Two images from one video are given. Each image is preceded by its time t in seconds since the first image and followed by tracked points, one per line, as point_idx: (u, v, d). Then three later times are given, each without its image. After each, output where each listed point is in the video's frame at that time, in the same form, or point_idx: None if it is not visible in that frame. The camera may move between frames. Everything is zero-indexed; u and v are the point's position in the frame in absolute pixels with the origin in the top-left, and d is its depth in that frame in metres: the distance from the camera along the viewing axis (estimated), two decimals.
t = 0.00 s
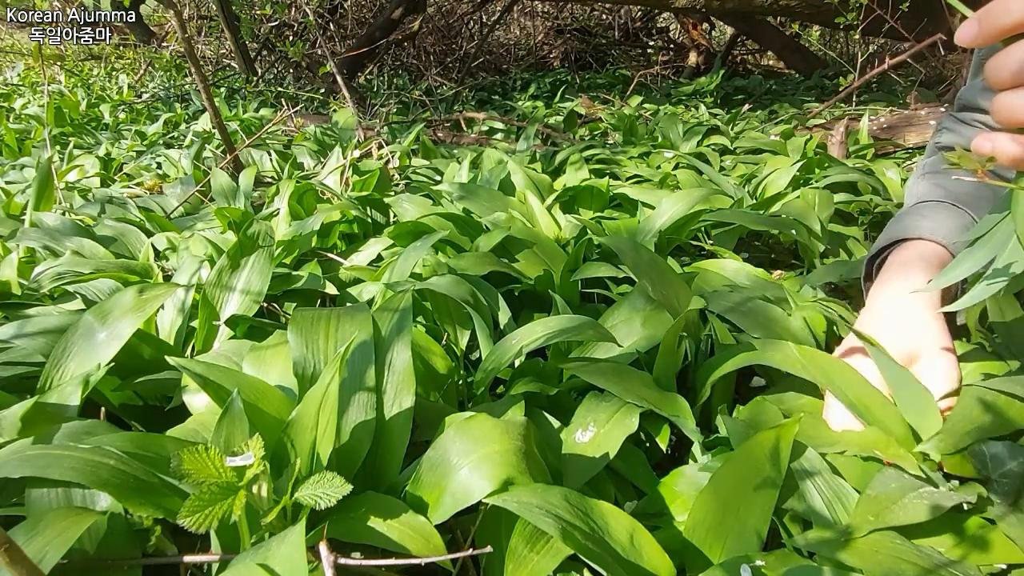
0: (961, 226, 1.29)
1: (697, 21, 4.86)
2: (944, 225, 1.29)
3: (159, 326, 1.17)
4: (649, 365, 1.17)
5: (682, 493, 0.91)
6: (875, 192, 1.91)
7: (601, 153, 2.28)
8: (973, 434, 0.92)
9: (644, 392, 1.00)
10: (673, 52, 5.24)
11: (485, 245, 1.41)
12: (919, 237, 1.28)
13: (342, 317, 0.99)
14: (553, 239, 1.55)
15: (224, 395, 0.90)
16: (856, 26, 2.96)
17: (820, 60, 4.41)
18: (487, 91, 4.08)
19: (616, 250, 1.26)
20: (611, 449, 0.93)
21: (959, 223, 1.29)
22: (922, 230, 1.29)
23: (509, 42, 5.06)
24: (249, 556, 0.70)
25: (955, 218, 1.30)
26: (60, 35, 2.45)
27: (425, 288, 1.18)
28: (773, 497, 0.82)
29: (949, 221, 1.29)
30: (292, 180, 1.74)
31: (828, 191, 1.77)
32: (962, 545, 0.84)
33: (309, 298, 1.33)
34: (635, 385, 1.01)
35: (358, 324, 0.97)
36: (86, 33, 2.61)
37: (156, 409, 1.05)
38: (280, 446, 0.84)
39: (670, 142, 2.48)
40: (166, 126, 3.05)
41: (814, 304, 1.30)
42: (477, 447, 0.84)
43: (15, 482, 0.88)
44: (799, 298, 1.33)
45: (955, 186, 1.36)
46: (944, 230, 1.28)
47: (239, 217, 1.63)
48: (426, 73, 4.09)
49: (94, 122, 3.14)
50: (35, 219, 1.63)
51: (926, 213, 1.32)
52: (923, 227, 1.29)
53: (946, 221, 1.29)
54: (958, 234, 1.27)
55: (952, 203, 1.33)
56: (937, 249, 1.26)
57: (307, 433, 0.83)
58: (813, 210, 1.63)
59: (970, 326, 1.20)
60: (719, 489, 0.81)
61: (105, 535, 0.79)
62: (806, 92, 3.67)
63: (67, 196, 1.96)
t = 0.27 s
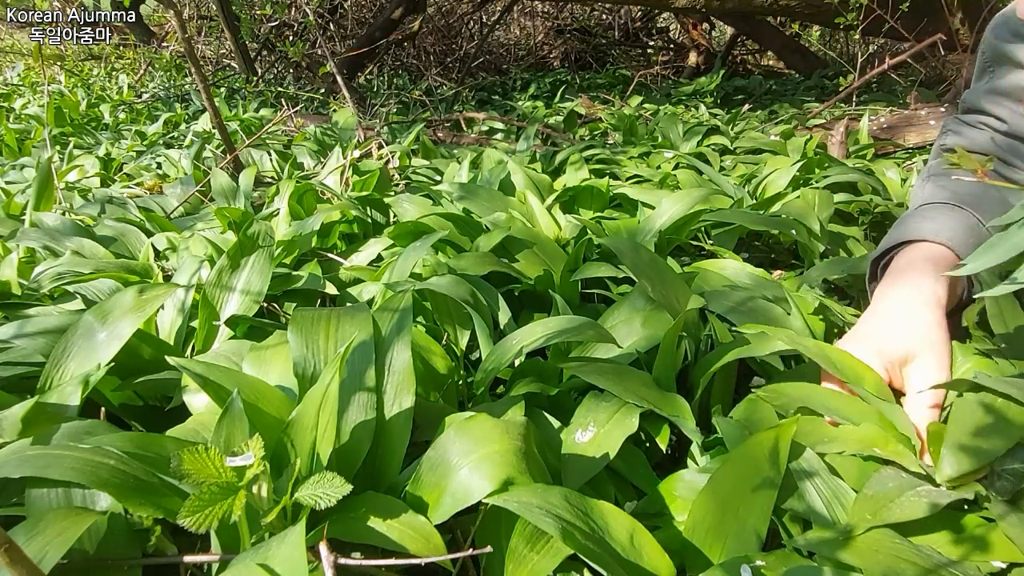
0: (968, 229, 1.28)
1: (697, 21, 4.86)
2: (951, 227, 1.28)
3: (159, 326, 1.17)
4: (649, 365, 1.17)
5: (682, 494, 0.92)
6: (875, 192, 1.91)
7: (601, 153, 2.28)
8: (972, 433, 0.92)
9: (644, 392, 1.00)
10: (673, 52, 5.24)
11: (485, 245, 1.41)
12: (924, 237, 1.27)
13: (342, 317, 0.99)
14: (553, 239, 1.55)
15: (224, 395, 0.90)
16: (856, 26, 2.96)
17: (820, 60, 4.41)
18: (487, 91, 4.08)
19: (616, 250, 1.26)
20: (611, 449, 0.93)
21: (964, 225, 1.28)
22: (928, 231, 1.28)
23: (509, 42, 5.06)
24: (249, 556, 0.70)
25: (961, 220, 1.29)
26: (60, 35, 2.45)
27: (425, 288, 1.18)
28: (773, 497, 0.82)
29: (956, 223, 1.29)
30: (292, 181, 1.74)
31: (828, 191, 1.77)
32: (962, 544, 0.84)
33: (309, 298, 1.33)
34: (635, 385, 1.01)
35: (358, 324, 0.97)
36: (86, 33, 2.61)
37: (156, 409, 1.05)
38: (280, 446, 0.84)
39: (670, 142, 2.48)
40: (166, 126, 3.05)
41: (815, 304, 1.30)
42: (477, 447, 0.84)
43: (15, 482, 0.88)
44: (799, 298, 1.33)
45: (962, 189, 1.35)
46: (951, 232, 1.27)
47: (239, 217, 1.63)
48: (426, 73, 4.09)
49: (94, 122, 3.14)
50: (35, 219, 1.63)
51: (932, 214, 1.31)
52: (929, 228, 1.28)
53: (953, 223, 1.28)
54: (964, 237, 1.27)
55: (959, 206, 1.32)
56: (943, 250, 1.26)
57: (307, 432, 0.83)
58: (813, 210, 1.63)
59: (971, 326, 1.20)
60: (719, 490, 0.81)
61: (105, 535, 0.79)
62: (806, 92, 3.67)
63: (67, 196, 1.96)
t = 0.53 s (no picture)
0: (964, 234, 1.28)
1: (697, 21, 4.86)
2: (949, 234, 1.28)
3: (159, 326, 1.17)
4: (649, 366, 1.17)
5: (682, 494, 0.91)
6: (875, 192, 1.91)
7: (601, 153, 2.28)
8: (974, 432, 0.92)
9: (644, 392, 1.00)
10: (673, 52, 5.24)
11: (485, 245, 1.41)
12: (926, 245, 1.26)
13: (342, 317, 0.99)
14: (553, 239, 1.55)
15: (224, 395, 0.90)
16: (856, 26, 2.96)
17: (820, 60, 4.41)
18: (487, 91, 4.08)
19: (616, 250, 1.26)
20: (611, 449, 0.93)
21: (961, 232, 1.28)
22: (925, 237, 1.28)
23: (509, 42, 5.06)
24: (249, 556, 0.70)
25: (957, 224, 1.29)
26: (60, 35, 2.45)
27: (425, 288, 1.18)
28: (774, 496, 0.82)
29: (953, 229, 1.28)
30: (292, 181, 1.74)
31: (827, 192, 1.77)
32: (963, 544, 0.84)
33: (309, 298, 1.33)
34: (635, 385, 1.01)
35: (358, 324, 0.97)
36: (86, 33, 2.61)
37: (156, 409, 1.05)
38: (280, 446, 0.84)
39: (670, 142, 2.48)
40: (166, 126, 3.05)
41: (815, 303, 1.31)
42: (477, 447, 0.84)
43: (15, 482, 0.88)
44: (799, 298, 1.33)
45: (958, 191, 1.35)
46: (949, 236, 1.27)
47: (239, 217, 1.63)
48: (426, 73, 4.09)
49: (94, 122, 3.14)
50: (35, 219, 1.63)
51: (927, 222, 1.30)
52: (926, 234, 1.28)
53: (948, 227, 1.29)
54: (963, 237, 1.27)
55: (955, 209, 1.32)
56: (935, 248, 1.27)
57: (307, 432, 0.83)
58: (813, 210, 1.63)
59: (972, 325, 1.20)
60: (718, 491, 0.81)
61: (105, 535, 0.79)
62: (806, 92, 3.67)
63: (68, 196, 1.96)
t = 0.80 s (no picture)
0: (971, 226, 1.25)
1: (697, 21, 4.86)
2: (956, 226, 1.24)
3: (159, 326, 1.17)
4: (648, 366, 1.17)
5: (682, 492, 0.91)
6: (875, 192, 1.91)
7: (601, 153, 2.28)
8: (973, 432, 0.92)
9: (643, 392, 1.00)
10: (673, 52, 5.25)
11: (485, 245, 1.41)
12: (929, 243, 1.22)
13: (342, 317, 0.99)
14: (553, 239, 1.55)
15: (224, 395, 0.90)
16: (856, 26, 2.96)
17: (820, 60, 4.41)
18: (487, 91, 4.08)
19: (616, 250, 1.26)
20: (611, 449, 0.93)
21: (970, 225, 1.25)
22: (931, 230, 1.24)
23: (509, 42, 5.06)
24: (249, 556, 0.70)
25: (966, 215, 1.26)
26: (60, 35, 2.45)
27: (425, 288, 1.18)
28: (773, 497, 0.82)
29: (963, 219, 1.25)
30: (292, 181, 1.74)
31: (827, 191, 1.77)
32: (962, 545, 0.84)
33: (309, 298, 1.33)
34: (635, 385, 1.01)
35: (358, 324, 0.97)
36: (86, 33, 2.61)
37: (156, 409, 1.05)
38: (280, 446, 0.84)
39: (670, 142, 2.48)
40: (166, 126, 3.05)
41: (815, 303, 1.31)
42: (477, 447, 0.84)
43: (15, 483, 0.88)
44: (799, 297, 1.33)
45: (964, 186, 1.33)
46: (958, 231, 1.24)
47: (239, 217, 1.63)
48: (426, 73, 4.10)
49: (94, 122, 3.14)
50: (35, 219, 1.63)
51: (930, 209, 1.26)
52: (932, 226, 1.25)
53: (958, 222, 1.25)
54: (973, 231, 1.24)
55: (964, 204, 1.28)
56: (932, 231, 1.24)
57: (307, 432, 0.83)
58: (813, 210, 1.63)
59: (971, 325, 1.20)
60: (718, 492, 0.81)
61: (105, 535, 0.79)
62: (806, 92, 3.67)
63: (68, 196, 1.96)
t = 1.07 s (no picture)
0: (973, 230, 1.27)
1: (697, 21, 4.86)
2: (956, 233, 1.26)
3: (159, 326, 1.17)
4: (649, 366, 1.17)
5: (681, 492, 0.91)
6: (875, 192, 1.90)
7: (601, 153, 2.28)
8: (973, 432, 0.93)
9: (643, 392, 1.00)
10: (673, 52, 5.25)
11: (485, 245, 1.41)
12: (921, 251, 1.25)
13: (341, 317, 0.99)
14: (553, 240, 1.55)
15: (224, 395, 0.90)
16: (856, 26, 2.96)
17: (820, 60, 4.41)
18: (487, 91, 4.08)
19: (616, 250, 1.26)
20: (611, 449, 0.94)
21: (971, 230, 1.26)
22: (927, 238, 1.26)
23: (509, 42, 5.06)
24: (249, 556, 0.70)
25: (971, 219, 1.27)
26: (60, 35, 2.45)
27: (425, 288, 1.18)
28: (773, 496, 0.82)
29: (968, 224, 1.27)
30: (292, 181, 1.74)
31: (827, 191, 1.77)
32: (961, 545, 0.84)
33: (309, 299, 1.33)
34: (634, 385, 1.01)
35: (358, 324, 0.97)
36: (86, 33, 2.61)
37: (156, 409, 1.05)
38: (280, 446, 0.84)
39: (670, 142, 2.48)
40: (166, 126, 3.05)
41: (815, 303, 1.31)
42: (477, 447, 0.84)
43: (15, 483, 0.88)
44: (799, 297, 1.33)
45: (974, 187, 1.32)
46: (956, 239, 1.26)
47: (239, 217, 1.63)
48: (426, 73, 4.10)
49: (94, 122, 3.14)
50: (35, 219, 1.63)
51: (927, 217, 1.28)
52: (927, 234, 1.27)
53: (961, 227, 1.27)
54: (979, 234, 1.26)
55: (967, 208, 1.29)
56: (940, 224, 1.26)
57: (307, 432, 0.83)
58: (812, 210, 1.63)
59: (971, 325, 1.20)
60: (718, 491, 0.81)
61: (105, 535, 0.79)
62: (806, 92, 3.67)
63: (68, 196, 1.96)
